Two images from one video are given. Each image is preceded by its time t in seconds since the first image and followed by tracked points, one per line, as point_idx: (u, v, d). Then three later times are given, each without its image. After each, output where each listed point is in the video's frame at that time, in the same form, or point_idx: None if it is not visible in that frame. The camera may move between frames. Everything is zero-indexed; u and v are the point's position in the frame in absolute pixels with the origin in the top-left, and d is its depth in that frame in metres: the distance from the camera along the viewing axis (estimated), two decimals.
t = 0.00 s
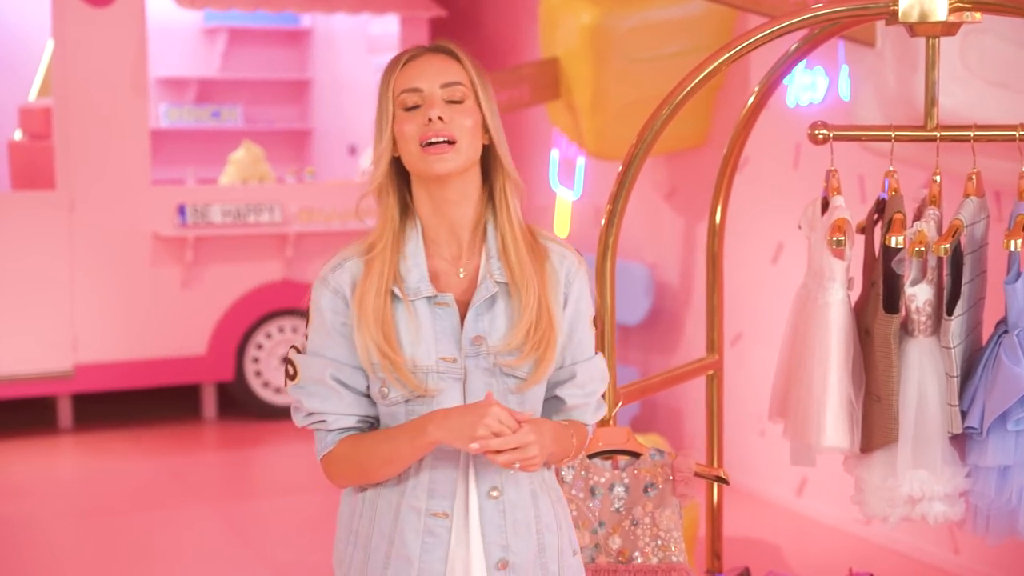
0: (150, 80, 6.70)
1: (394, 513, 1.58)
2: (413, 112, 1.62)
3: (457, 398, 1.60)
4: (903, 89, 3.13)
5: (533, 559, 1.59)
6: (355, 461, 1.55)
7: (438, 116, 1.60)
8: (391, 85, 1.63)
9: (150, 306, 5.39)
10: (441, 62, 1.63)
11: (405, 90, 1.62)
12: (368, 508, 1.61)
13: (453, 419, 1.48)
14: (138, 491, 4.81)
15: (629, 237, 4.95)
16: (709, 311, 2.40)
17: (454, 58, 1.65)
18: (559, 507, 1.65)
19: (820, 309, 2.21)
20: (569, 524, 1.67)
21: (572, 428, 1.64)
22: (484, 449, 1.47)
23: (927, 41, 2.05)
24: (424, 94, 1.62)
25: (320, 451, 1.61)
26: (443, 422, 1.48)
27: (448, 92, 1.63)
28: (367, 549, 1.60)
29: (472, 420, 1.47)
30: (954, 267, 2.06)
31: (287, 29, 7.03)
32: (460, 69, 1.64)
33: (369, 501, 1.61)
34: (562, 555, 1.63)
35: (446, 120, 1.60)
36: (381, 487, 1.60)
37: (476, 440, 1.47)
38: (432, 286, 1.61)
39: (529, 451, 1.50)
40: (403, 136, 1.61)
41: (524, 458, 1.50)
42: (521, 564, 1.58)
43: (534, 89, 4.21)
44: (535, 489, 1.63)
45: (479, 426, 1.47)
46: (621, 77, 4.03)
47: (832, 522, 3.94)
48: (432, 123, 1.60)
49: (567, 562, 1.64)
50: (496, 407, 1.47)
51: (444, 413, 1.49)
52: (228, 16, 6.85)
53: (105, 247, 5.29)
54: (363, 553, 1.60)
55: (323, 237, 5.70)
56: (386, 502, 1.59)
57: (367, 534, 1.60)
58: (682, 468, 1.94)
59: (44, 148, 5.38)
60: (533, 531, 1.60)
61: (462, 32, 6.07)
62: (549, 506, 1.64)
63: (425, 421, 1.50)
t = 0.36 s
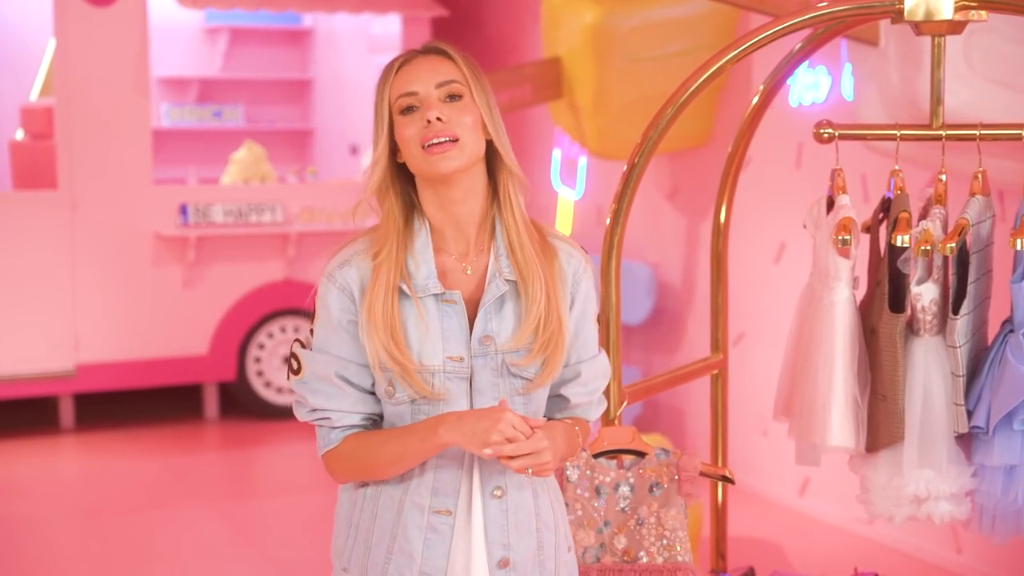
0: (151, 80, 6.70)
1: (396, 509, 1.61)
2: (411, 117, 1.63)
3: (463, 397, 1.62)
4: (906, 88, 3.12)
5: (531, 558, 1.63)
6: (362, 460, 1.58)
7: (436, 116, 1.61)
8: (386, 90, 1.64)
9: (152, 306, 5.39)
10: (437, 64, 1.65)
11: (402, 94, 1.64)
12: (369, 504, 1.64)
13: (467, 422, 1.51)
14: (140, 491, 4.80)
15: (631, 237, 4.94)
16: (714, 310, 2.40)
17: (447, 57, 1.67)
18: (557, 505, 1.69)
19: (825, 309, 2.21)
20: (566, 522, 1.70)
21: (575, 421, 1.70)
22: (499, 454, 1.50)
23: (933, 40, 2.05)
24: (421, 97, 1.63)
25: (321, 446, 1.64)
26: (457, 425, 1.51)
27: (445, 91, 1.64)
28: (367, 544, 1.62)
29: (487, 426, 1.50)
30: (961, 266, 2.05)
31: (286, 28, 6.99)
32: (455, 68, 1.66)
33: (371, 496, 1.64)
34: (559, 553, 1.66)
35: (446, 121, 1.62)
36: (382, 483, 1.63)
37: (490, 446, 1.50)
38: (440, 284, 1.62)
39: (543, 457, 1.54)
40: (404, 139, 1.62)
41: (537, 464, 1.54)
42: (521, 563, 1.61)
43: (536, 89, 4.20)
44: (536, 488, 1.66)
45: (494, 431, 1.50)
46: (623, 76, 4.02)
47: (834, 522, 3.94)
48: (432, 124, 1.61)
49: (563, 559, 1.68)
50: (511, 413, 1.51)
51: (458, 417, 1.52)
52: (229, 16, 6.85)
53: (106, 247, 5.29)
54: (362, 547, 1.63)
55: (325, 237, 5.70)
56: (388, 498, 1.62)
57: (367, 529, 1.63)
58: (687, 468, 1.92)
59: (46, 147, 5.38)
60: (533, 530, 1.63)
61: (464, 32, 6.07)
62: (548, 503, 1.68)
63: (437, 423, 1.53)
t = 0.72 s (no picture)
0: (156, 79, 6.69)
1: (369, 510, 1.69)
2: (406, 141, 1.68)
3: (439, 404, 1.70)
4: (914, 88, 3.11)
5: (502, 559, 1.71)
6: (340, 462, 1.66)
7: (434, 156, 1.66)
8: (385, 111, 1.67)
9: (156, 306, 5.39)
10: (440, 92, 1.68)
11: (399, 124, 1.68)
12: (343, 503, 1.72)
13: (440, 432, 1.59)
14: (145, 491, 4.80)
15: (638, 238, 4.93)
16: (723, 310, 2.39)
17: (450, 83, 1.69)
18: (529, 508, 1.77)
19: (836, 310, 2.19)
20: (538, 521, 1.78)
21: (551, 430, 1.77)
22: (467, 464, 1.58)
23: (944, 41, 2.05)
24: (418, 129, 1.67)
25: (303, 446, 1.72)
26: (430, 434, 1.59)
27: (445, 125, 1.68)
28: (338, 542, 1.70)
29: (459, 436, 1.58)
30: (972, 267, 2.05)
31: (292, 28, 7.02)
32: (456, 97, 1.69)
33: (345, 495, 1.71)
34: (531, 554, 1.75)
35: (444, 161, 1.67)
36: (357, 484, 1.71)
37: (460, 457, 1.58)
38: (420, 295, 1.69)
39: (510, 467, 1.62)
40: (398, 165, 1.67)
41: (505, 475, 1.62)
42: (492, 565, 1.70)
43: (542, 89, 4.19)
44: (511, 492, 1.74)
45: (464, 442, 1.58)
46: (629, 77, 4.02)
47: (841, 522, 3.94)
48: (429, 162, 1.66)
49: (535, 559, 1.76)
50: (481, 426, 1.59)
51: (429, 426, 1.60)
52: (234, 16, 6.85)
53: (111, 246, 5.28)
54: (333, 544, 1.71)
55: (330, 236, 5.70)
56: (361, 499, 1.70)
57: (339, 527, 1.71)
58: (697, 469, 1.92)
59: (51, 147, 5.38)
60: (504, 533, 1.72)
61: (469, 32, 6.07)
62: (522, 508, 1.76)
63: (411, 430, 1.60)
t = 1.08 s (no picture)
0: (160, 79, 6.75)
1: (352, 506, 1.70)
2: (398, 126, 1.70)
3: (417, 398, 1.71)
4: (922, 88, 3.11)
5: (487, 554, 1.71)
6: (320, 459, 1.68)
7: (426, 139, 1.68)
8: (379, 96, 1.69)
9: (160, 306, 5.39)
10: (434, 80, 1.71)
11: (393, 103, 1.70)
12: (330, 501, 1.73)
13: (410, 432, 1.60)
14: (150, 491, 4.80)
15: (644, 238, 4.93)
16: (732, 309, 2.39)
17: (445, 76, 1.72)
18: (519, 504, 1.77)
19: (847, 310, 2.18)
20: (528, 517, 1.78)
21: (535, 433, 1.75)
22: (434, 465, 1.59)
23: (956, 40, 2.04)
24: (412, 112, 1.70)
25: (286, 443, 1.74)
26: (400, 435, 1.60)
27: (437, 111, 1.71)
28: (326, 539, 1.72)
29: (427, 436, 1.58)
30: (984, 267, 2.04)
31: (295, 28, 7.02)
32: (450, 87, 1.72)
33: (333, 492, 1.73)
34: (518, 550, 1.74)
35: (433, 144, 1.69)
36: (343, 480, 1.72)
37: (427, 458, 1.59)
38: (397, 288, 1.70)
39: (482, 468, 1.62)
40: (388, 151, 1.69)
41: (476, 475, 1.61)
42: (475, 558, 1.70)
43: (547, 89, 4.18)
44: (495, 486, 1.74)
45: (431, 443, 1.58)
46: (633, 77, 4.03)
47: (847, 522, 3.93)
48: (420, 145, 1.68)
49: (523, 556, 1.76)
50: (450, 426, 1.59)
51: (399, 428, 1.61)
52: (237, 16, 6.87)
53: (116, 246, 5.28)
54: (322, 542, 1.73)
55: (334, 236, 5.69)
56: (346, 495, 1.71)
57: (327, 523, 1.72)
58: (708, 470, 1.91)
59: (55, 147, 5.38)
60: (488, 526, 1.72)
61: (473, 32, 6.06)
62: (509, 502, 1.75)
63: (382, 432, 1.62)
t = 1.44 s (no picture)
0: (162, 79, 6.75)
1: (350, 500, 1.70)
2: (402, 120, 1.70)
3: (407, 384, 1.70)
4: (928, 88, 3.11)
5: (484, 543, 1.68)
6: (307, 455, 1.68)
7: (434, 133, 1.68)
8: (380, 92, 1.69)
9: (163, 306, 5.39)
10: (433, 74, 1.71)
11: (397, 97, 1.70)
12: (331, 498, 1.73)
13: (368, 418, 1.58)
14: (152, 491, 4.80)
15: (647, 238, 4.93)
16: (740, 311, 2.39)
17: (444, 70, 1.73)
18: (523, 495, 1.73)
19: (857, 311, 2.18)
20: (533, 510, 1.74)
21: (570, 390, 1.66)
22: (384, 450, 1.55)
23: (966, 41, 2.04)
24: (416, 105, 1.70)
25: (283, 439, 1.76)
26: (361, 422, 1.59)
27: (439, 106, 1.71)
28: (329, 535, 1.72)
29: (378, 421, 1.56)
30: (994, 269, 2.04)
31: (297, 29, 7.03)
32: (447, 81, 1.73)
33: (331, 489, 1.73)
34: (517, 542, 1.70)
35: (439, 138, 1.69)
36: (340, 476, 1.72)
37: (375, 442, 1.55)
38: (385, 276, 1.71)
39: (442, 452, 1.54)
40: (397, 147, 1.69)
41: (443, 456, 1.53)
42: (470, 546, 1.67)
43: (550, 89, 4.18)
44: (492, 474, 1.70)
45: (381, 427, 1.55)
46: (638, 77, 4.02)
47: (850, 523, 3.93)
48: (428, 139, 1.68)
49: (525, 550, 1.71)
50: (403, 407, 1.54)
51: (364, 414, 1.59)
52: (239, 16, 6.87)
53: (118, 247, 5.28)
54: (326, 541, 1.73)
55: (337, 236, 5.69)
56: (343, 491, 1.71)
57: (329, 520, 1.72)
58: (718, 470, 1.90)
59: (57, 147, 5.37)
60: (483, 513, 1.68)
61: (475, 32, 6.07)
62: (510, 492, 1.71)
63: (349, 423, 1.60)
